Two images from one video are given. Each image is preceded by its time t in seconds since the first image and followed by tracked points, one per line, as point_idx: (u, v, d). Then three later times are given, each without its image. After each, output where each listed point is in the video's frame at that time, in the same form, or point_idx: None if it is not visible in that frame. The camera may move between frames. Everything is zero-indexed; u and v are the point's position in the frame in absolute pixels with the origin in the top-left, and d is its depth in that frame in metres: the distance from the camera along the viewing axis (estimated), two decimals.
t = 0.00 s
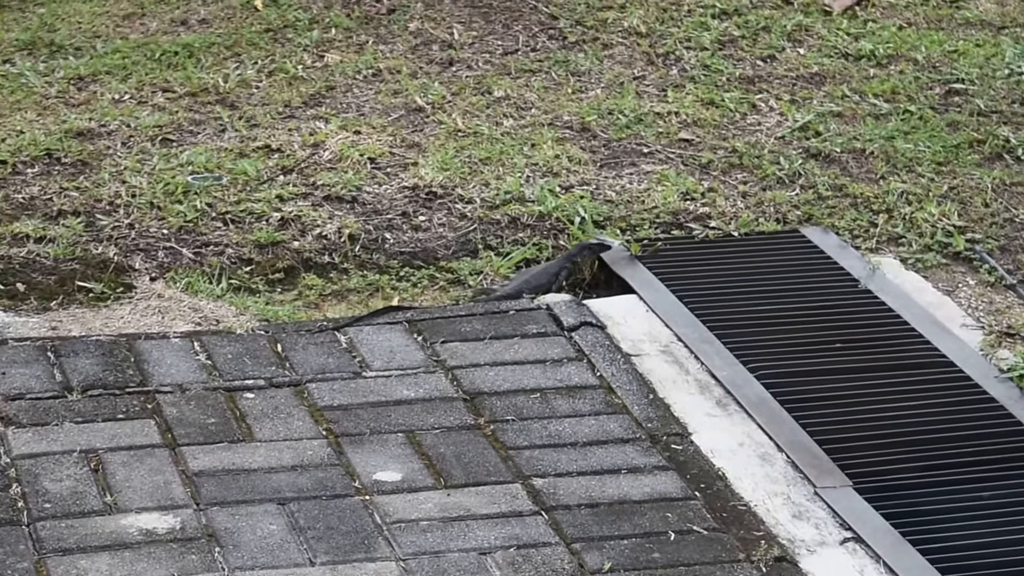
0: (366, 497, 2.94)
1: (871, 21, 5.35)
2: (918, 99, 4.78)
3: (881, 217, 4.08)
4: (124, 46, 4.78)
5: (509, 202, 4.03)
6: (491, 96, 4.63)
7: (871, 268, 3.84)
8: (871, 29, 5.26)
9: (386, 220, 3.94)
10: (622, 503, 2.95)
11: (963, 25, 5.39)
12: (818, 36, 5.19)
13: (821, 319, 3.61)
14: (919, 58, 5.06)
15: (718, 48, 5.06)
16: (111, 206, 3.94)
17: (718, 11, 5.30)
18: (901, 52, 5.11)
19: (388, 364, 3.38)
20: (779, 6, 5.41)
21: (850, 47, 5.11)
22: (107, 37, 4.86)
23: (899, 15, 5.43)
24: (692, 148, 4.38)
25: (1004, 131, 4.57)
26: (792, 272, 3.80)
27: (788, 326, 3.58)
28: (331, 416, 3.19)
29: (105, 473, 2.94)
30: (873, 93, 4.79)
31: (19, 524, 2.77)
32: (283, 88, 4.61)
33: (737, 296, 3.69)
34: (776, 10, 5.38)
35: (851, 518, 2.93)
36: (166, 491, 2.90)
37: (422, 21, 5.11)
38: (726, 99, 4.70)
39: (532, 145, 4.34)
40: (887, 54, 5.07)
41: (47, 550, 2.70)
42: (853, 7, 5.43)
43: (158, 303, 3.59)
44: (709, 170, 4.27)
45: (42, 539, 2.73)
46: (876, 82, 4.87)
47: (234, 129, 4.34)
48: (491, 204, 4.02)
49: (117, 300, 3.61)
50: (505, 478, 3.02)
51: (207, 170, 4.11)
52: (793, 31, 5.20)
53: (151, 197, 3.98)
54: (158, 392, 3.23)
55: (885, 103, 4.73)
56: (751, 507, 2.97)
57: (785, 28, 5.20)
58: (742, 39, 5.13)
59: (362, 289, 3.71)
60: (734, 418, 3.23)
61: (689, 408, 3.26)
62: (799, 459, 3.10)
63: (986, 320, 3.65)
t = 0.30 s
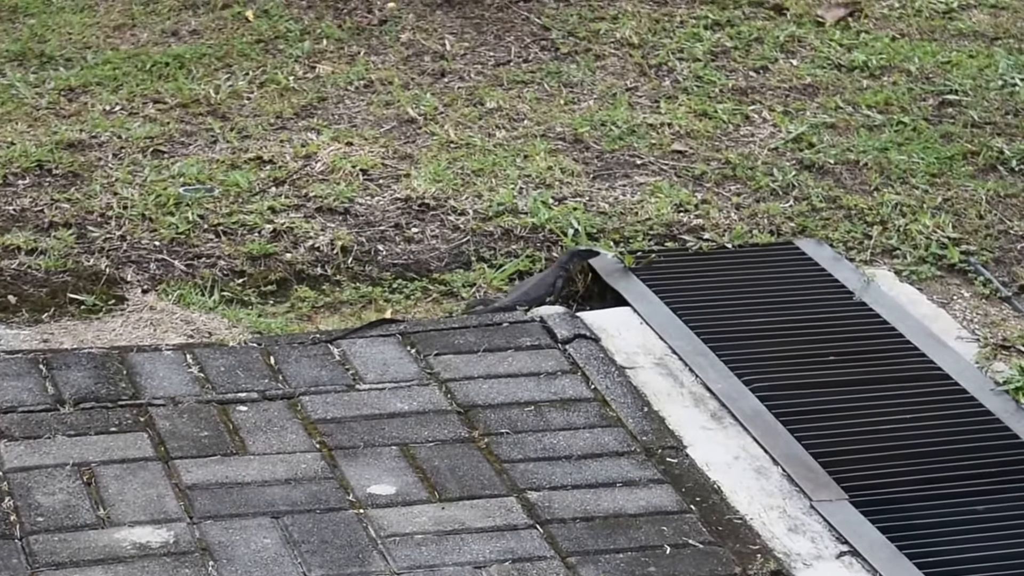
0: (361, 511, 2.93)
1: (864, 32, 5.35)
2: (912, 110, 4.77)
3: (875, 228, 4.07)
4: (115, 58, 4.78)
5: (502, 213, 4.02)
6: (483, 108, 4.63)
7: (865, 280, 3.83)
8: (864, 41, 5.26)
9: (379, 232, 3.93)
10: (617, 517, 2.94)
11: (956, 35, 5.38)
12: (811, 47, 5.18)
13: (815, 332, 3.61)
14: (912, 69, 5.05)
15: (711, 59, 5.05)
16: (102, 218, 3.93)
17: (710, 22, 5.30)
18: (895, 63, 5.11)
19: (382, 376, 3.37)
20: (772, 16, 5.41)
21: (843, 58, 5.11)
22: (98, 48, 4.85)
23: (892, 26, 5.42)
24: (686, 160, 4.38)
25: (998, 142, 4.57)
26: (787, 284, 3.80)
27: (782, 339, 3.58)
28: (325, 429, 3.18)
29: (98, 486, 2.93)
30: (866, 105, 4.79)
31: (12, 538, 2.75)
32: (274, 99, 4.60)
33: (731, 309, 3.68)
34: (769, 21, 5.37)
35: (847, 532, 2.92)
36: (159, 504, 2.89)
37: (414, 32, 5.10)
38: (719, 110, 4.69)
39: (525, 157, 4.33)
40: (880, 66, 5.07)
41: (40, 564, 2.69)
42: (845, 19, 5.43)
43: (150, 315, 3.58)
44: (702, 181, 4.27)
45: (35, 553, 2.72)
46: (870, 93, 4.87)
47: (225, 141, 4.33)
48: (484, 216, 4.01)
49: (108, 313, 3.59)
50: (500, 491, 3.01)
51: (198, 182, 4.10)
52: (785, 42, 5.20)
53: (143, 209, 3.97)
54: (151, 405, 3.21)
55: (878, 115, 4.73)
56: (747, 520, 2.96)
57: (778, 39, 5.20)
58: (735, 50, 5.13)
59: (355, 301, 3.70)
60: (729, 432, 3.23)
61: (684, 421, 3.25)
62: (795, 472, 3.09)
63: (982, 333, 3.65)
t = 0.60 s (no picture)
0: (357, 526, 2.91)
1: (860, 44, 5.34)
2: (908, 123, 4.77)
3: (872, 242, 4.07)
4: (107, 70, 4.78)
5: (498, 227, 4.01)
6: (478, 120, 4.62)
7: (863, 293, 3.83)
8: (860, 53, 5.25)
9: (374, 245, 3.92)
10: (615, 532, 2.93)
11: (952, 48, 5.38)
12: (806, 59, 5.18)
13: (812, 346, 3.60)
14: (908, 81, 5.05)
15: (705, 71, 5.04)
16: (96, 231, 3.92)
17: (705, 34, 5.29)
18: (890, 76, 5.10)
19: (378, 391, 3.36)
20: (767, 28, 5.40)
21: (839, 70, 5.10)
22: (90, 60, 4.86)
23: (888, 38, 5.42)
24: (681, 173, 4.37)
25: (995, 155, 4.56)
26: (784, 298, 3.79)
27: (780, 353, 3.57)
28: (320, 444, 3.17)
29: (93, 501, 2.91)
30: (862, 117, 4.78)
31: (6, 553, 2.74)
32: (268, 112, 4.59)
33: (728, 323, 3.68)
34: (764, 33, 5.36)
35: (846, 548, 2.91)
36: (154, 519, 2.87)
37: (407, 44, 5.09)
38: (715, 123, 4.69)
39: (520, 170, 4.32)
40: (876, 78, 5.06)
41: None
42: (841, 31, 5.43)
43: (144, 329, 3.56)
44: (698, 194, 4.26)
45: (29, 569, 2.70)
46: (865, 106, 4.86)
47: (219, 153, 4.32)
48: (480, 229, 4.00)
49: (102, 327, 3.58)
50: (496, 506, 2.99)
51: (192, 195, 4.09)
52: (781, 54, 5.19)
53: (136, 222, 3.95)
54: (146, 419, 3.20)
55: (874, 127, 4.72)
56: (745, 535, 2.94)
57: (773, 51, 5.19)
58: (730, 63, 5.12)
59: (350, 315, 3.69)
60: (727, 446, 3.22)
61: (681, 436, 3.24)
62: (793, 487, 3.08)
63: (980, 346, 3.64)
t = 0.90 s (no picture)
0: (355, 542, 2.88)
1: (858, 57, 5.33)
2: (907, 136, 4.76)
3: (871, 256, 4.06)
4: (102, 83, 4.82)
5: (495, 240, 4.01)
6: (474, 133, 4.61)
7: (862, 307, 3.82)
8: (858, 65, 5.24)
9: (371, 259, 3.92)
10: (615, 548, 2.90)
11: (951, 60, 5.37)
12: (804, 72, 5.17)
13: (812, 361, 3.59)
14: (907, 94, 5.04)
15: (703, 84, 5.04)
16: (91, 244, 3.90)
17: (702, 46, 5.28)
18: (889, 88, 5.09)
19: (375, 406, 3.34)
20: (765, 40, 5.39)
21: (837, 83, 5.09)
22: (84, 72, 4.91)
23: (886, 51, 5.41)
24: (680, 186, 4.37)
25: (994, 169, 4.55)
26: (784, 312, 3.78)
27: (780, 368, 3.56)
28: (318, 459, 3.15)
29: (89, 517, 2.89)
30: (861, 130, 4.77)
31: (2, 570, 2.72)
32: (264, 125, 4.60)
33: (728, 338, 3.67)
34: (762, 45, 5.36)
35: (848, 564, 2.89)
36: (151, 535, 2.85)
37: (403, 56, 5.09)
38: (712, 136, 4.68)
39: (517, 183, 4.32)
40: (874, 91, 5.06)
41: None
42: (839, 44, 5.42)
43: (140, 343, 3.55)
44: (696, 208, 4.25)
45: None
46: (864, 119, 4.85)
47: (215, 166, 4.33)
48: (478, 243, 4.00)
49: (97, 340, 3.56)
50: (496, 522, 2.96)
51: (188, 209, 4.09)
52: (779, 67, 5.18)
53: (132, 236, 3.94)
54: (142, 434, 3.18)
55: (873, 140, 4.71)
56: (746, 551, 2.92)
57: (771, 64, 5.18)
58: (728, 75, 5.11)
59: (347, 329, 3.67)
60: (727, 462, 3.20)
61: (681, 451, 3.22)
62: (794, 503, 3.06)
63: (980, 361, 3.63)
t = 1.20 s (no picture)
0: (355, 558, 2.85)
1: (860, 69, 5.32)
2: (909, 149, 4.74)
3: (873, 269, 4.04)
4: (98, 94, 4.80)
5: (495, 253, 3.99)
6: (474, 146, 4.60)
7: (864, 322, 3.80)
8: (859, 78, 5.23)
9: (370, 273, 3.90)
10: (617, 564, 2.87)
11: (953, 72, 5.35)
12: (805, 84, 5.15)
13: (814, 376, 3.57)
14: (909, 106, 5.02)
15: (704, 96, 5.02)
16: (88, 257, 3.88)
17: (703, 59, 5.26)
18: (891, 101, 5.08)
19: (375, 421, 3.31)
20: (766, 52, 5.38)
21: (839, 96, 5.07)
22: (81, 84, 4.90)
23: (888, 63, 5.39)
24: (680, 200, 4.35)
25: (997, 182, 4.53)
26: (785, 327, 3.76)
27: (782, 383, 3.54)
28: (317, 475, 3.12)
29: (87, 533, 2.86)
30: (862, 143, 4.75)
31: None
32: (262, 137, 4.58)
33: (730, 353, 3.65)
34: (763, 57, 5.34)
35: None
36: (149, 551, 2.82)
37: (402, 68, 5.07)
38: (713, 149, 4.66)
39: (517, 196, 4.30)
40: (876, 103, 5.04)
41: None
42: (840, 56, 5.40)
43: (138, 357, 3.52)
44: (697, 221, 4.23)
45: None
46: (866, 131, 4.84)
47: (212, 179, 4.32)
48: (477, 256, 3.99)
49: (94, 354, 3.54)
50: (496, 538, 2.93)
51: (185, 222, 4.07)
52: (780, 79, 5.17)
53: (129, 249, 3.92)
54: (140, 450, 3.15)
55: (875, 153, 4.69)
56: (749, 568, 2.89)
57: (772, 76, 5.17)
58: (729, 87, 5.09)
59: (346, 343, 3.65)
60: (729, 478, 3.18)
61: (683, 467, 3.20)
62: (797, 519, 3.04)
63: (983, 376, 3.61)
